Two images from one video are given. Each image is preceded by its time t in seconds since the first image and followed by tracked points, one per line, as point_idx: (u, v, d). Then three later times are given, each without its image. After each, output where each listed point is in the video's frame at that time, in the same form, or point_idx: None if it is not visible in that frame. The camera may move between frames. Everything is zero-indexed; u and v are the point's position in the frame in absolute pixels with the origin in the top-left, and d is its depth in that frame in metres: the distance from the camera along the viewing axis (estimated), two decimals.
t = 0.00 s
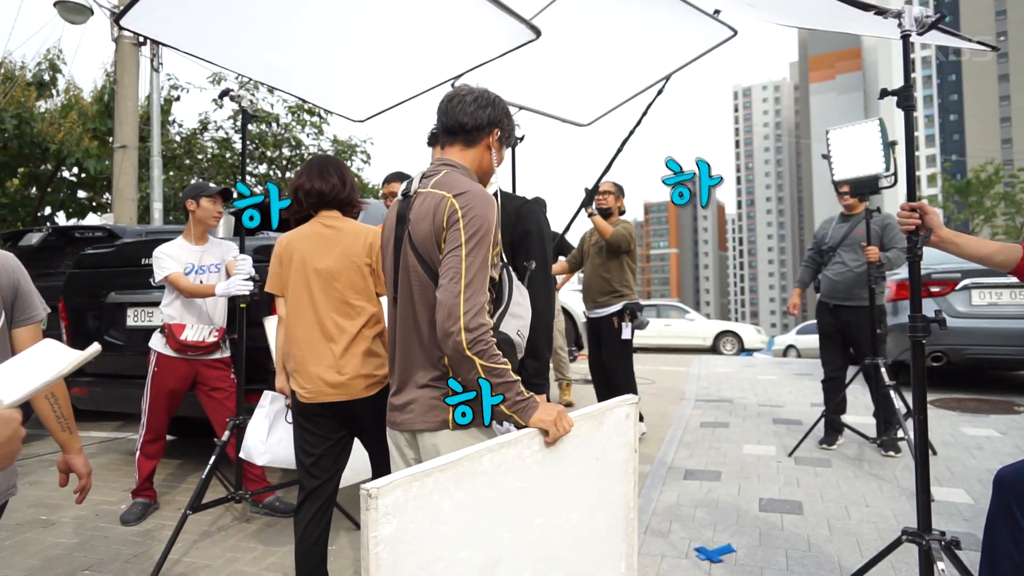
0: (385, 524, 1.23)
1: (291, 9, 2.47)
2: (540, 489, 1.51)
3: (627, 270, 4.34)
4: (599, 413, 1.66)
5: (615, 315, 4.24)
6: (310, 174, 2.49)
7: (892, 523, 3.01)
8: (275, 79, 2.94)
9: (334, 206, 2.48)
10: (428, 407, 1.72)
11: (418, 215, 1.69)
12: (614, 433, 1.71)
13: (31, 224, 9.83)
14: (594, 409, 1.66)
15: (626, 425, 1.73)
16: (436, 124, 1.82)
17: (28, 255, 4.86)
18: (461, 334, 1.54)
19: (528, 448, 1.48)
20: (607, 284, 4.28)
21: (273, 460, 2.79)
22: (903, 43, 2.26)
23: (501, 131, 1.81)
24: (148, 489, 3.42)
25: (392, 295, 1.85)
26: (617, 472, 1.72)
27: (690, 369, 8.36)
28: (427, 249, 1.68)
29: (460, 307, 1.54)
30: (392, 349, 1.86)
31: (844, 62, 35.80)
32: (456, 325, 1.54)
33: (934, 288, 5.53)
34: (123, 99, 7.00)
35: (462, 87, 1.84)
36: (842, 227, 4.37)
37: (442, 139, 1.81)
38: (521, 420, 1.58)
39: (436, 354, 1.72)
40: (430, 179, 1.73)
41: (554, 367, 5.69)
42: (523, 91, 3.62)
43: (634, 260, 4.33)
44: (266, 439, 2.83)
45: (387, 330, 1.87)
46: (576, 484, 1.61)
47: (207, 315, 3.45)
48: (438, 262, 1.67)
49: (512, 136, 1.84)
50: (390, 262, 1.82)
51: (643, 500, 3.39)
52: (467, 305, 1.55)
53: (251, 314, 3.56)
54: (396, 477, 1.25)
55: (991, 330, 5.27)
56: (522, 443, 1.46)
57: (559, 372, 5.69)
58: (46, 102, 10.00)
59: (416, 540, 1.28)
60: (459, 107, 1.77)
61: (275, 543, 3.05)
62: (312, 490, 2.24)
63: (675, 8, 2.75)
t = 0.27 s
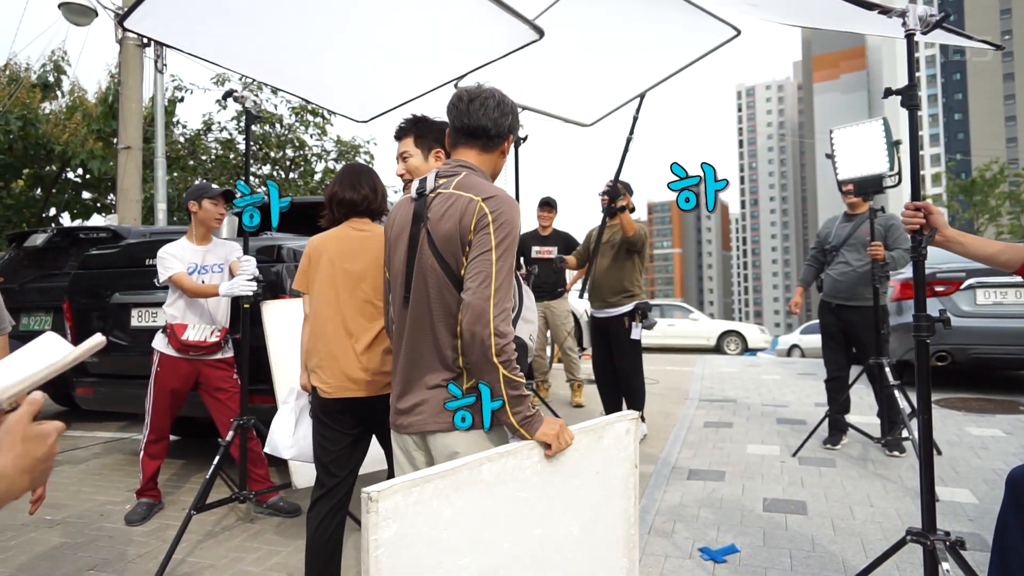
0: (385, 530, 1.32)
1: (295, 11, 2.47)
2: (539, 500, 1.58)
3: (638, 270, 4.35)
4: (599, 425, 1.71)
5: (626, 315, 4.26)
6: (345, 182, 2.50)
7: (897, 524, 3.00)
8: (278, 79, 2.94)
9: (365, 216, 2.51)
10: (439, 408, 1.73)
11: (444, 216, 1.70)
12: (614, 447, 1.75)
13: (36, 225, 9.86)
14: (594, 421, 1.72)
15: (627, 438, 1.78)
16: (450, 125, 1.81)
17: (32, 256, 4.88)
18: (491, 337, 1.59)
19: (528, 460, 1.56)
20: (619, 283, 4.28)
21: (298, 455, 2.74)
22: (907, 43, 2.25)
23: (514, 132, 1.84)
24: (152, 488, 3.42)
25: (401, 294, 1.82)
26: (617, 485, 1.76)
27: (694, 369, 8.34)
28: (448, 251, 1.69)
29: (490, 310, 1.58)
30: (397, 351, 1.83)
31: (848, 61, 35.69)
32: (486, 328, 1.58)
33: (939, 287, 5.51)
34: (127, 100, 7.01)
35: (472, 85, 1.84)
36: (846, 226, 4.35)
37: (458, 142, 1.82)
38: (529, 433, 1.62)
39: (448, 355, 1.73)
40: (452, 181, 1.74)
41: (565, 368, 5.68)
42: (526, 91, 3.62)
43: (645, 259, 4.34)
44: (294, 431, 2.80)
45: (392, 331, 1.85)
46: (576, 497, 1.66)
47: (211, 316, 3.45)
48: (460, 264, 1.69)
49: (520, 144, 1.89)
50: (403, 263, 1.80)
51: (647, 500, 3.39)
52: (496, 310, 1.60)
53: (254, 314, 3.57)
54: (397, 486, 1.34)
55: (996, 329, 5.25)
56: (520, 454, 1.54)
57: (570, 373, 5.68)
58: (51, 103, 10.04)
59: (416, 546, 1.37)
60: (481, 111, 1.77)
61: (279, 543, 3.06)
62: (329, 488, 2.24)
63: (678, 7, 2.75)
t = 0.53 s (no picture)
0: (391, 532, 1.43)
1: (299, 12, 2.48)
2: (548, 502, 1.58)
3: (649, 275, 4.35)
4: (604, 428, 1.68)
5: (638, 318, 4.24)
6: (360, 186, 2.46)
7: (902, 525, 2.99)
8: (282, 81, 2.95)
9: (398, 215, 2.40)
10: (453, 408, 1.70)
11: (479, 214, 1.69)
12: (620, 450, 1.69)
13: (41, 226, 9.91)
14: (599, 423, 1.69)
15: (634, 442, 1.71)
16: (463, 126, 1.80)
17: (38, 257, 4.91)
18: (534, 332, 1.60)
19: (533, 465, 1.57)
20: (631, 287, 4.28)
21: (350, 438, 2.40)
22: (913, 42, 2.24)
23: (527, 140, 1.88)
24: (158, 489, 3.44)
25: (418, 293, 1.76)
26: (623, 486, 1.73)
27: (698, 369, 8.33)
28: (484, 249, 1.68)
29: (533, 306, 1.59)
30: (410, 350, 1.77)
31: (852, 61, 35.60)
32: (529, 327, 1.59)
33: (944, 287, 5.49)
34: (132, 101, 7.04)
35: (490, 86, 1.84)
36: (846, 226, 4.34)
37: (479, 144, 1.81)
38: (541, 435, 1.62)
39: (469, 355, 1.70)
40: (484, 182, 1.74)
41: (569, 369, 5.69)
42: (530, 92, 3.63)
43: (658, 268, 4.34)
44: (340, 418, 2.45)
45: (405, 328, 1.78)
46: (583, 499, 1.64)
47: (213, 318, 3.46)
48: (494, 264, 1.68)
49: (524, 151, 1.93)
50: (424, 259, 1.75)
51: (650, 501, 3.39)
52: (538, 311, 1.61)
53: (259, 314, 3.58)
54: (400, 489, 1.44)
55: (1002, 330, 5.23)
56: (528, 455, 1.57)
57: (576, 375, 5.68)
58: (56, 105, 10.08)
59: (421, 547, 1.45)
60: (512, 117, 1.79)
61: (283, 543, 3.07)
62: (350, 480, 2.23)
63: (681, 7, 2.75)
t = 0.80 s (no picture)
0: (393, 533, 1.43)
1: (303, 13, 2.49)
2: (549, 502, 1.58)
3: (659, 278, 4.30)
4: (607, 431, 1.69)
5: (643, 319, 4.24)
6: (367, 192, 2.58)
7: (907, 525, 2.98)
8: (287, 81, 2.96)
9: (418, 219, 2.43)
10: (470, 410, 1.69)
11: (494, 214, 1.69)
12: (623, 451, 1.70)
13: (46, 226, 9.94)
14: (602, 425, 1.70)
15: (636, 442, 1.71)
16: (463, 124, 1.80)
17: (43, 257, 4.93)
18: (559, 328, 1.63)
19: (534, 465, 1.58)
20: (638, 288, 4.28)
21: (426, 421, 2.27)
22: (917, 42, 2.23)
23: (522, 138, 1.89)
24: (163, 489, 3.44)
25: (430, 295, 1.73)
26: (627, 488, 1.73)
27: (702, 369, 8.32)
28: (501, 248, 1.68)
29: (557, 303, 1.62)
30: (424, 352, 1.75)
31: (856, 60, 35.53)
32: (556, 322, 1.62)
33: (949, 287, 5.47)
34: (136, 102, 7.07)
35: (490, 86, 1.84)
36: (840, 229, 4.34)
37: (479, 143, 1.80)
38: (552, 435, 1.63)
39: (486, 355, 1.70)
40: (493, 183, 1.75)
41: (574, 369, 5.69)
42: (534, 92, 3.63)
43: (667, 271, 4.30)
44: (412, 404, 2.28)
45: (417, 331, 1.75)
46: (584, 499, 1.64)
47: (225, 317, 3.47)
48: (510, 264, 1.69)
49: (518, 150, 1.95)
50: (435, 261, 1.72)
51: (654, 501, 3.39)
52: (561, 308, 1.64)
53: (264, 314, 3.60)
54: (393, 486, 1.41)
55: (1006, 330, 5.21)
56: (529, 455, 1.58)
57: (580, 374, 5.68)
58: (61, 106, 10.11)
59: (423, 547, 1.45)
60: (511, 117, 1.80)
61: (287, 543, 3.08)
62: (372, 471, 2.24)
63: (685, 6, 2.75)
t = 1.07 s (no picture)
0: (395, 531, 1.42)
1: (307, 14, 2.51)
2: (549, 502, 1.59)
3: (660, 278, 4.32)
4: (608, 429, 1.71)
5: (643, 320, 4.27)
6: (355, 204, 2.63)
7: (909, 525, 2.99)
8: (291, 81, 2.98)
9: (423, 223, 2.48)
10: (473, 412, 1.70)
11: (484, 213, 1.71)
12: (624, 450, 1.73)
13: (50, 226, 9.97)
14: (604, 424, 1.72)
15: (636, 441, 1.75)
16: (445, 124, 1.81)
17: (48, 257, 4.95)
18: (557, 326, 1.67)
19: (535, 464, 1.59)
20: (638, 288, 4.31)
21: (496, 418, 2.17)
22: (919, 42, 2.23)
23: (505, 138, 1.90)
24: (170, 487, 3.44)
25: (423, 298, 1.73)
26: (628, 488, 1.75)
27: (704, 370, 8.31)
28: (494, 248, 1.70)
29: (554, 301, 1.65)
30: (421, 355, 1.75)
31: (859, 60, 35.49)
32: (554, 318, 1.64)
33: (951, 288, 5.47)
34: (140, 102, 7.09)
35: (471, 84, 1.85)
36: (833, 232, 4.34)
37: (462, 143, 1.81)
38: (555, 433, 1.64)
39: (484, 356, 1.71)
40: (480, 182, 1.76)
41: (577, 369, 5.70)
42: (535, 92, 3.64)
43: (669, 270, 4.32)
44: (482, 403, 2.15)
45: (413, 334, 1.75)
46: (583, 499, 1.65)
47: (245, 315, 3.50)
48: (503, 263, 1.71)
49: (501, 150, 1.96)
50: (427, 264, 1.72)
51: (656, 501, 3.39)
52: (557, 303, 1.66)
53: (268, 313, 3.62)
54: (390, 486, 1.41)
55: (1009, 330, 5.21)
56: (530, 455, 1.59)
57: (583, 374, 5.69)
58: (65, 106, 10.14)
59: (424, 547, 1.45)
60: (493, 116, 1.81)
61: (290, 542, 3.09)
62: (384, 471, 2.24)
63: (687, 6, 2.75)
